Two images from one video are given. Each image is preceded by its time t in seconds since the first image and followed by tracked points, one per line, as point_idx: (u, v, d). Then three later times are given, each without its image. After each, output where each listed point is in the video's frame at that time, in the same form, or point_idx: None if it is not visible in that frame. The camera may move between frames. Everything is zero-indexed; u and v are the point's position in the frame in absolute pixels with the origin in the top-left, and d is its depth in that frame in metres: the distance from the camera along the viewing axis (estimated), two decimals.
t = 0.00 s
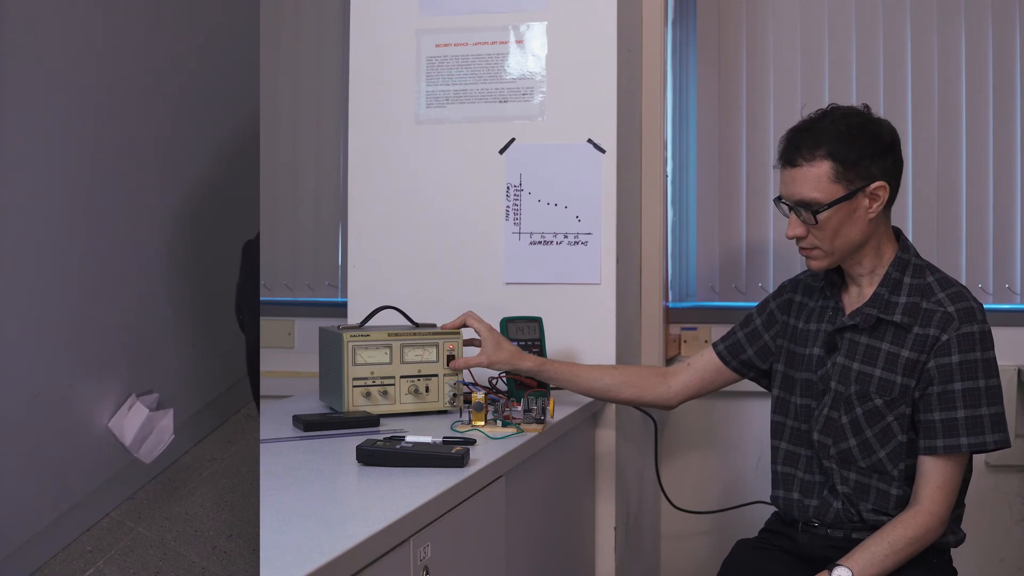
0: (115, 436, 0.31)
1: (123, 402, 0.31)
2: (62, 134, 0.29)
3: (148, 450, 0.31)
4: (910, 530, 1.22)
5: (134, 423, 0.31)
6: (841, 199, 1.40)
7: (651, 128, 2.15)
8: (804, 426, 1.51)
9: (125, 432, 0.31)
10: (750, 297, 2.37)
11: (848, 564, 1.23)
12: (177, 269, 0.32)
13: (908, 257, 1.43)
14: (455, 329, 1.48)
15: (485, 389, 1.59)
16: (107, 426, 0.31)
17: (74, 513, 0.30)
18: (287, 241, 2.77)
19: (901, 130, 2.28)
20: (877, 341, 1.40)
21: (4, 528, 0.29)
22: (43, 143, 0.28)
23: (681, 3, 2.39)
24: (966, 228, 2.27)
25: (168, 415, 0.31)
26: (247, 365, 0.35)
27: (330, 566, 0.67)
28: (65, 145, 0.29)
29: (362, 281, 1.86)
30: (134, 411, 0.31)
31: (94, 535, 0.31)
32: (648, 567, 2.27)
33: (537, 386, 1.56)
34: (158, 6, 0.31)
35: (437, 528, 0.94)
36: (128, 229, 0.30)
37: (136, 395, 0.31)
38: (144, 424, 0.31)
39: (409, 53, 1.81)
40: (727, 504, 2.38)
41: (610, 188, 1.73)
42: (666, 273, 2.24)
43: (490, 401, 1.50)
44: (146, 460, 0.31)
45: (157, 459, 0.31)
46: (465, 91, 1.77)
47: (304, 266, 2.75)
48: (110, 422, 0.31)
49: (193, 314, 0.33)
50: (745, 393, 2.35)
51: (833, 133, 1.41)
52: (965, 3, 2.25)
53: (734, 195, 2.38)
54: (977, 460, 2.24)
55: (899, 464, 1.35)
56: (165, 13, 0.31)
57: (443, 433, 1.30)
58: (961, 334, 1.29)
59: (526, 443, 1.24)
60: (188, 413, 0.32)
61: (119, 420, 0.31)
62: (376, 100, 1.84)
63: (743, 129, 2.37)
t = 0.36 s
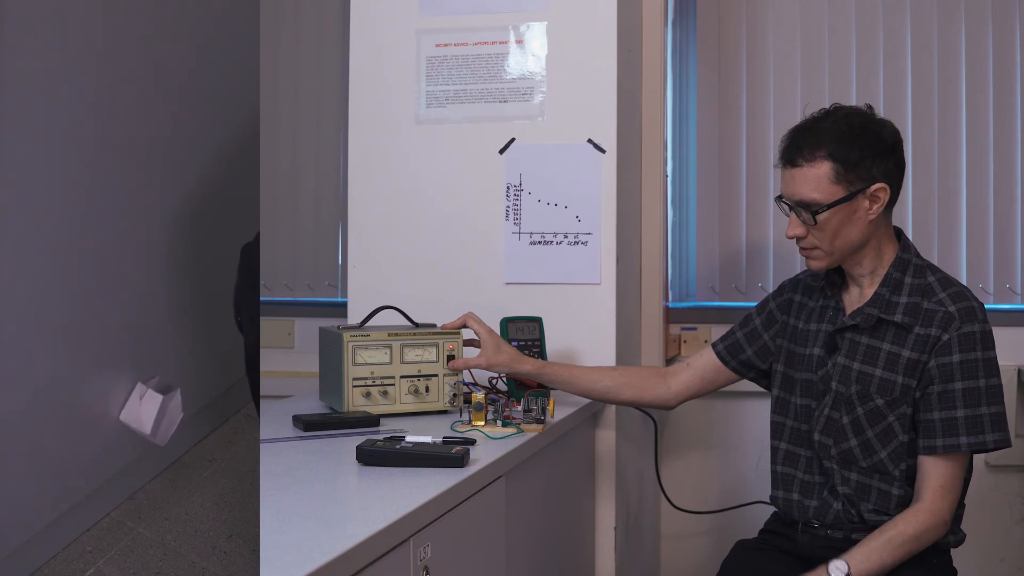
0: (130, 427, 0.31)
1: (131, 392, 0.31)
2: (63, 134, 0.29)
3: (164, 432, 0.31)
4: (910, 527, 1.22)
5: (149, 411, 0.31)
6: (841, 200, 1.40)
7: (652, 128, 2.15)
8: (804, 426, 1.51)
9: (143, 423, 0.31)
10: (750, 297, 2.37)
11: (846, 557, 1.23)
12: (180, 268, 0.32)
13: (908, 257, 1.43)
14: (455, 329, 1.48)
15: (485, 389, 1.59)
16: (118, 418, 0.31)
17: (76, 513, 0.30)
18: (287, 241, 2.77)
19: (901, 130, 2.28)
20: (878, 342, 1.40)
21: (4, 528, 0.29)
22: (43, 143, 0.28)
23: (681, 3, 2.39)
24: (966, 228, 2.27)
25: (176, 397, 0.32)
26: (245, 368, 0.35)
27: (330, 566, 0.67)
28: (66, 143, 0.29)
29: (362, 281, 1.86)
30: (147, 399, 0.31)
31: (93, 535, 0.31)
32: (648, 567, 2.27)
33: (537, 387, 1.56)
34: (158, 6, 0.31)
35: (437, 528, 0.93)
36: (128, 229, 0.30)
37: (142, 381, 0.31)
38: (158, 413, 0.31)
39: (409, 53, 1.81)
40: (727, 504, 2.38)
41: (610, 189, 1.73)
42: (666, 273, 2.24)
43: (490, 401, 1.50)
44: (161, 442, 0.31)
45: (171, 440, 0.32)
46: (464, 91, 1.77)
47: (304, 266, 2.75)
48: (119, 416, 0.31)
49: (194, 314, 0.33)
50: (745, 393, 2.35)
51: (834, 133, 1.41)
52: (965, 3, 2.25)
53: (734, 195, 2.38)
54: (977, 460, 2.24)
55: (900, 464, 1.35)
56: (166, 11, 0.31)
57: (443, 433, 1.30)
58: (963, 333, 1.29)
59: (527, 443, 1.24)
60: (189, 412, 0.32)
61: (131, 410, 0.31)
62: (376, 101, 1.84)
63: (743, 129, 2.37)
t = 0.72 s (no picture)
0: (132, 429, 0.30)
1: (128, 393, 0.31)
2: (65, 133, 0.29)
3: (165, 428, 0.31)
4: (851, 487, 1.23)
5: (151, 411, 0.31)
6: (848, 202, 1.39)
7: (652, 128, 2.15)
8: (803, 421, 1.51)
9: (145, 425, 0.31)
10: (750, 297, 2.37)
11: (784, 468, 1.28)
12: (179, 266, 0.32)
13: (908, 256, 1.43)
14: (455, 329, 1.48)
15: (485, 389, 1.59)
16: (119, 421, 0.30)
17: (75, 513, 0.30)
18: (287, 241, 2.77)
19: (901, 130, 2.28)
20: (870, 336, 1.40)
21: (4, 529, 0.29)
22: (43, 143, 0.28)
23: (681, 3, 2.39)
24: (967, 227, 2.27)
25: (172, 394, 0.32)
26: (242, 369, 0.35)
27: (330, 566, 0.67)
28: (66, 141, 0.29)
29: (362, 281, 1.86)
30: (147, 400, 0.31)
31: (93, 535, 0.31)
32: (648, 567, 2.27)
33: (537, 387, 1.56)
34: (158, 5, 0.31)
35: (437, 528, 0.93)
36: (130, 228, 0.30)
37: (138, 382, 0.31)
38: (160, 413, 0.31)
39: (409, 53, 1.81)
40: (729, 504, 2.38)
41: (610, 188, 1.73)
42: (666, 273, 2.24)
43: (490, 401, 1.50)
44: (163, 441, 0.31)
45: (171, 438, 0.32)
46: (464, 90, 1.77)
47: (304, 266, 2.75)
48: (119, 419, 0.30)
49: (190, 315, 0.32)
50: (745, 392, 2.35)
51: (841, 136, 1.41)
52: (965, 3, 2.25)
53: (734, 196, 2.38)
54: (977, 460, 2.24)
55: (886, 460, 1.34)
56: (166, 10, 0.31)
57: (443, 433, 1.30)
58: (948, 328, 1.29)
59: (526, 443, 1.24)
60: (187, 414, 0.32)
61: (131, 412, 0.31)
62: (376, 101, 1.84)
63: (743, 129, 2.37)
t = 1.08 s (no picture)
0: (116, 440, 0.30)
1: (115, 402, 0.30)
2: (64, 133, 0.29)
3: (149, 440, 0.31)
4: (841, 480, 1.24)
5: (136, 421, 0.31)
6: (879, 183, 1.40)
7: (652, 128, 2.15)
8: (803, 418, 1.49)
9: (129, 434, 0.31)
10: (750, 297, 2.37)
11: (775, 459, 1.30)
12: (175, 268, 0.31)
13: (916, 256, 1.43)
14: (455, 329, 1.48)
15: (485, 389, 1.59)
16: (103, 431, 0.30)
17: (76, 513, 0.30)
18: (287, 241, 2.77)
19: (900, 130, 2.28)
20: (874, 334, 1.40)
21: (4, 528, 0.29)
22: (43, 143, 0.28)
23: (681, 3, 2.39)
24: (966, 228, 2.27)
25: (159, 406, 0.31)
26: (237, 374, 0.34)
27: (330, 566, 0.67)
28: (65, 142, 0.29)
29: (362, 281, 1.86)
30: (133, 410, 0.31)
31: (93, 535, 0.31)
32: (648, 567, 2.28)
33: (536, 386, 1.55)
34: (158, 4, 0.30)
35: (437, 528, 0.93)
36: (134, 228, 0.30)
37: (124, 392, 0.31)
38: (145, 423, 0.31)
39: (409, 53, 1.81)
40: (728, 504, 2.38)
41: (610, 188, 1.73)
42: (666, 273, 2.24)
43: (490, 401, 1.50)
44: (147, 454, 0.31)
45: (156, 450, 0.31)
46: (464, 91, 1.78)
47: (304, 266, 2.75)
48: (103, 429, 0.30)
49: (187, 320, 0.32)
50: (745, 392, 2.35)
51: (875, 119, 1.42)
52: (965, 3, 2.25)
53: (734, 196, 2.38)
54: (978, 461, 2.24)
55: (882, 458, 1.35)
56: (166, 9, 0.31)
57: (443, 433, 1.30)
58: (956, 332, 1.29)
59: (526, 443, 1.24)
60: (182, 418, 0.32)
61: (116, 422, 0.30)
62: (376, 101, 1.84)
63: (744, 128, 2.37)
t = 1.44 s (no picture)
0: (106, 445, 0.30)
1: (106, 407, 0.30)
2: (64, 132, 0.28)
3: (139, 448, 0.31)
4: (846, 484, 1.24)
5: (124, 427, 0.30)
6: (891, 162, 1.43)
7: (652, 128, 2.15)
8: (801, 421, 1.50)
9: (117, 439, 0.30)
10: (750, 297, 2.37)
11: (778, 465, 1.29)
12: (175, 269, 0.31)
13: (910, 251, 1.43)
14: (455, 329, 1.48)
15: (485, 389, 1.60)
16: (94, 435, 0.30)
17: (75, 513, 0.30)
18: (287, 241, 2.77)
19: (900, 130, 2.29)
20: (871, 332, 1.39)
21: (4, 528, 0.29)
22: (43, 143, 0.28)
23: (681, 3, 2.39)
24: (966, 228, 2.27)
25: (152, 412, 0.31)
26: (239, 374, 0.34)
27: (330, 566, 0.67)
28: (67, 141, 0.28)
29: (362, 281, 1.86)
30: (122, 415, 0.31)
31: (92, 536, 0.31)
32: (648, 567, 2.27)
33: (537, 387, 1.56)
34: (158, 4, 0.30)
35: (437, 528, 0.93)
36: (133, 229, 0.30)
37: (116, 397, 0.30)
38: (133, 428, 0.31)
39: (409, 53, 1.81)
40: (728, 504, 2.38)
41: (610, 189, 1.73)
42: (666, 273, 2.24)
43: (490, 401, 1.50)
44: (136, 460, 0.31)
45: (145, 458, 0.31)
46: (464, 91, 1.78)
47: (304, 266, 2.76)
48: (93, 432, 0.30)
49: (187, 320, 0.32)
50: (745, 392, 2.35)
51: (877, 107, 1.47)
52: (965, 3, 2.26)
53: (734, 196, 2.38)
54: (977, 461, 2.24)
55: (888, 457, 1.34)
56: (166, 10, 0.31)
57: (443, 433, 1.30)
58: (955, 325, 1.28)
59: (526, 443, 1.24)
60: (181, 419, 0.32)
61: (105, 426, 0.30)
62: (377, 101, 1.84)
63: (744, 128, 2.37)
